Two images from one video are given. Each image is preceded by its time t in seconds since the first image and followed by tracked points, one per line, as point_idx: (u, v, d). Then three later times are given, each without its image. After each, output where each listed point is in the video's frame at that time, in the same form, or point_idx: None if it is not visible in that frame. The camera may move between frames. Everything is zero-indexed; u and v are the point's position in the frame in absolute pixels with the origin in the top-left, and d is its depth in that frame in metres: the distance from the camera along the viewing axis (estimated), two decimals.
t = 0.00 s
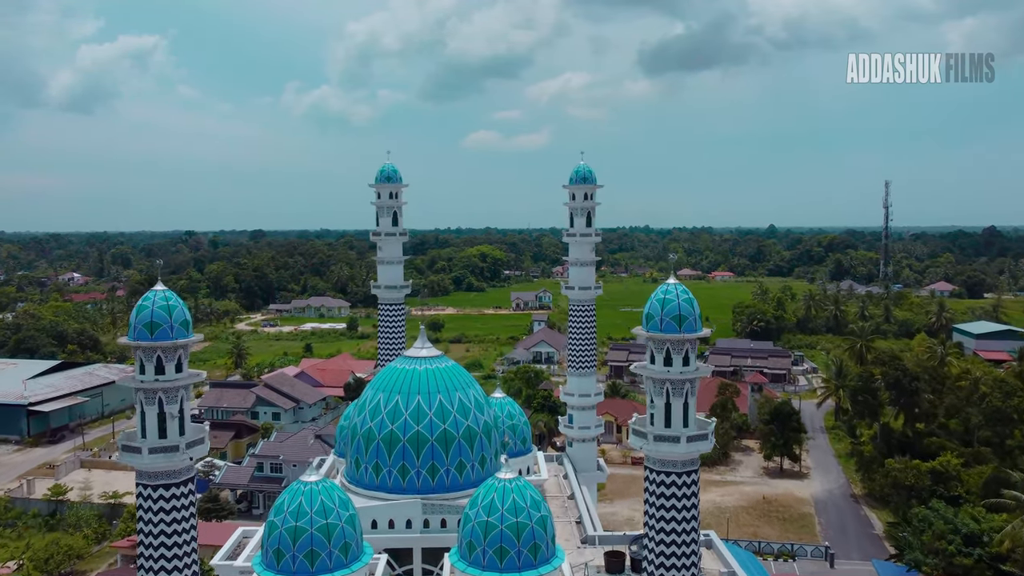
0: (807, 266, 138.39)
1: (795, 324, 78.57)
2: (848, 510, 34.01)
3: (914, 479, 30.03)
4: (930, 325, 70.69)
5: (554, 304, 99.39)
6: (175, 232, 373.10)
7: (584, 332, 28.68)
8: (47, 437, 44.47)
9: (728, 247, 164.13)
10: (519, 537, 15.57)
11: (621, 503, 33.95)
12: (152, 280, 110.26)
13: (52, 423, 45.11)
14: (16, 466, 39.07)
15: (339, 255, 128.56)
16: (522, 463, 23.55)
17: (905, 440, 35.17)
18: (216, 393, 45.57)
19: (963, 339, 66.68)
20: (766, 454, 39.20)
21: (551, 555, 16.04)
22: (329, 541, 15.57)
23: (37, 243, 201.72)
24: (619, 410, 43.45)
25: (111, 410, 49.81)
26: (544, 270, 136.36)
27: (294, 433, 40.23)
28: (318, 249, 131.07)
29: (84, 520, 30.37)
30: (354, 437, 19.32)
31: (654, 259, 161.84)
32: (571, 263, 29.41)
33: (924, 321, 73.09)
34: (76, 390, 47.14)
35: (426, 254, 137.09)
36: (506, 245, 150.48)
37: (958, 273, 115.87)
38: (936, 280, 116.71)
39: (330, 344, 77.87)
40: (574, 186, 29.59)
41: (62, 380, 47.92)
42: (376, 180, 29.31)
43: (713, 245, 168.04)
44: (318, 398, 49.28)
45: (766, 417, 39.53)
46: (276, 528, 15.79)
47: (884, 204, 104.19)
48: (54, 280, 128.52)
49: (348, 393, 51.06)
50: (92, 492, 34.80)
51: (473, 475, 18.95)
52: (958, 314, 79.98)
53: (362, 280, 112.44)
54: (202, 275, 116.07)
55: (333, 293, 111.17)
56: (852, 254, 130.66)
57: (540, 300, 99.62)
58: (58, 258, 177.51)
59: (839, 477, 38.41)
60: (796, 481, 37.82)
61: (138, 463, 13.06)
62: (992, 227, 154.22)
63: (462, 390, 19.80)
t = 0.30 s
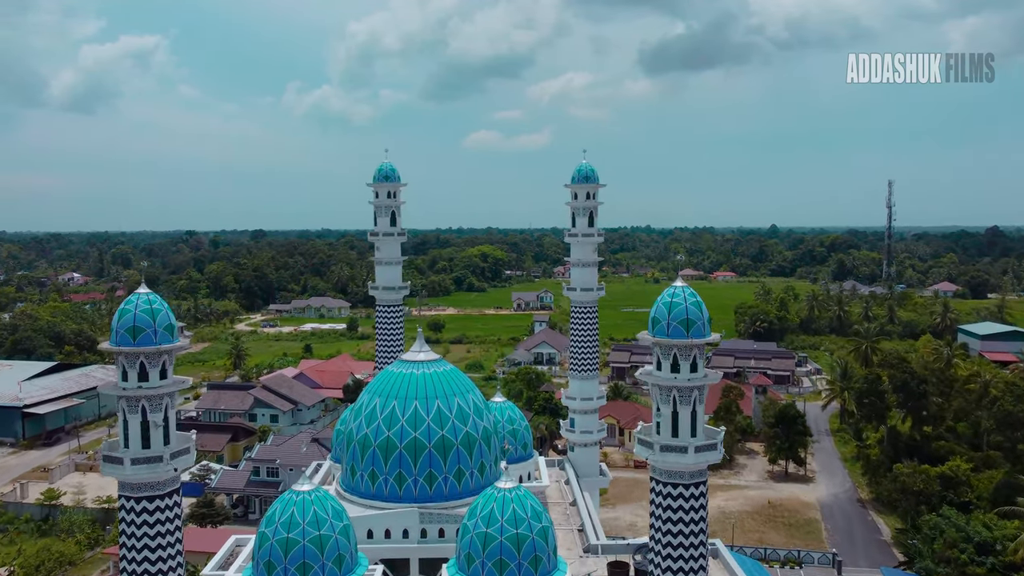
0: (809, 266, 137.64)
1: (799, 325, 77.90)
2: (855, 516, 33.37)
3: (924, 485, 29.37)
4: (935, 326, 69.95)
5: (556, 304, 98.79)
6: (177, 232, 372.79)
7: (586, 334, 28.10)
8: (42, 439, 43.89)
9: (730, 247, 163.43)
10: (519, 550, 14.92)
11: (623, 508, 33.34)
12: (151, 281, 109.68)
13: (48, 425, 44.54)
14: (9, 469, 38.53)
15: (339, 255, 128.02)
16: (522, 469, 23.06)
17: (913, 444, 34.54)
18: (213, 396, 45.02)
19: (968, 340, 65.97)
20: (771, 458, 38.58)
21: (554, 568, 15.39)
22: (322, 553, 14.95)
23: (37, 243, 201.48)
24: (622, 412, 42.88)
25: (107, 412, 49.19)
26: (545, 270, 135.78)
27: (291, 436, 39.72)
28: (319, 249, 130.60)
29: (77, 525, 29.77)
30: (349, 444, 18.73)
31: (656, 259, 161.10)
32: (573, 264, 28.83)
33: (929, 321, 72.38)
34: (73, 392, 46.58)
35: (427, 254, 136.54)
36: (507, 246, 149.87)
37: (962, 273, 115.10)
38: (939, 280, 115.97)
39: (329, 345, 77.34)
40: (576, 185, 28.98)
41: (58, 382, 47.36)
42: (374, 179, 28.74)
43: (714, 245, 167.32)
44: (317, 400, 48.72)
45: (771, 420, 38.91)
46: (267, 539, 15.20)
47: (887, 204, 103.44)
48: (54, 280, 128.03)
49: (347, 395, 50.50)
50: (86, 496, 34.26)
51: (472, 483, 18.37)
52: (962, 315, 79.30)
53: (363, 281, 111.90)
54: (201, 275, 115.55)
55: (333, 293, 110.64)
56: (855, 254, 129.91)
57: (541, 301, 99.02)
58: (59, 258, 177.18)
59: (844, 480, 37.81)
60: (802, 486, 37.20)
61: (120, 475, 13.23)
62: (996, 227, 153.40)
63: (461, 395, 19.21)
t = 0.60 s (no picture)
0: (814, 266, 136.84)
1: (803, 326, 77.21)
2: (864, 521, 32.74)
3: (935, 491, 28.78)
4: (942, 327, 69.11)
5: (559, 304, 98.21)
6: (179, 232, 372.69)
7: (591, 336, 27.55)
8: (39, 442, 43.37)
9: (734, 247, 162.64)
10: (520, 562, 14.35)
11: (627, 513, 32.76)
12: (152, 281, 109.18)
13: (45, 427, 44.01)
14: (5, 472, 38.03)
15: (341, 255, 127.48)
16: (524, 475, 22.51)
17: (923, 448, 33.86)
18: (212, 398, 44.60)
19: (976, 341, 65.22)
20: (778, 461, 37.95)
21: None
22: (315, 566, 14.37)
23: (40, 243, 201.30)
24: (626, 415, 42.33)
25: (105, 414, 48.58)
26: (548, 270, 135.16)
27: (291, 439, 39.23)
28: (321, 249, 130.14)
29: (72, 530, 29.21)
30: (346, 451, 18.16)
31: (659, 259, 160.40)
32: (577, 265, 28.27)
33: (935, 322, 71.68)
34: (71, 393, 46.08)
35: (429, 254, 135.95)
36: (510, 246, 149.27)
37: (967, 274, 114.26)
38: (944, 280, 115.15)
39: (331, 346, 76.89)
40: (580, 183, 28.34)
41: (56, 384, 46.85)
42: (373, 177, 28.16)
43: (718, 245, 166.48)
44: (317, 402, 48.17)
45: (778, 423, 38.28)
46: (258, 551, 14.64)
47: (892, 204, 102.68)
48: (56, 280, 127.64)
49: (348, 397, 50.01)
50: (81, 500, 33.81)
51: (472, 492, 17.79)
52: (969, 316, 78.56)
53: (364, 281, 111.39)
54: (203, 275, 115.10)
55: (335, 293, 110.17)
56: (860, 254, 129.08)
57: (544, 301, 98.38)
58: (61, 258, 176.92)
59: (852, 485, 37.18)
60: (809, 490, 36.57)
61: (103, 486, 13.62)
62: (1001, 227, 152.46)
63: (462, 401, 18.62)
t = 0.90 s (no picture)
0: (819, 266, 135.95)
1: (810, 326, 76.53)
2: (874, 527, 32.10)
3: (948, 496, 28.15)
4: (949, 328, 68.33)
5: (562, 304, 97.62)
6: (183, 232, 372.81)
7: (595, 338, 26.96)
8: (37, 444, 42.96)
9: (738, 247, 161.78)
10: None
11: (633, 518, 32.17)
12: (154, 280, 108.77)
13: (44, 429, 43.64)
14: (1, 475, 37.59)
15: (344, 255, 127.04)
16: (527, 482, 22.00)
17: (934, 452, 32.97)
18: (212, 400, 44.16)
19: (985, 342, 64.46)
20: (786, 465, 37.28)
21: None
22: None
23: (43, 243, 201.09)
24: (631, 417, 41.77)
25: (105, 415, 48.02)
26: (552, 270, 134.52)
27: (291, 441, 38.74)
28: (324, 249, 129.68)
29: (67, 535, 28.71)
30: (343, 458, 17.58)
31: (664, 259, 159.54)
32: (582, 265, 27.68)
33: (942, 323, 70.96)
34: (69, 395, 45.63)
35: (433, 254, 135.47)
36: (514, 246, 148.66)
37: (974, 274, 113.34)
38: (951, 281, 114.24)
39: (333, 346, 76.44)
40: (584, 182, 27.77)
41: (55, 385, 46.44)
42: (373, 176, 27.62)
43: (722, 245, 165.66)
44: (319, 404, 47.62)
45: (786, 426, 37.61)
46: (250, 564, 14.08)
47: (898, 203, 101.95)
48: (58, 280, 127.32)
49: (349, 399, 49.52)
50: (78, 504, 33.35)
51: (473, 500, 17.21)
52: (977, 317, 77.75)
53: (367, 281, 110.93)
54: (205, 275, 114.70)
55: (338, 293, 109.67)
56: (865, 254, 128.14)
57: (548, 301, 97.75)
58: (64, 258, 176.70)
59: (861, 489, 36.52)
60: (818, 494, 35.91)
61: (84, 498, 13.83)
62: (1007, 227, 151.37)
63: (462, 406, 18.04)
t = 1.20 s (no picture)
0: (825, 266, 134.97)
1: (817, 327, 75.68)
2: (886, 534, 31.39)
3: (963, 503, 27.36)
4: (958, 329, 67.45)
5: (567, 305, 96.97)
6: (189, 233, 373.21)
7: (601, 341, 26.37)
8: (36, 446, 42.59)
9: (744, 247, 160.82)
10: None
11: (639, 523, 31.55)
12: (158, 281, 108.47)
13: (43, 431, 43.30)
14: None
15: (348, 255, 126.64)
16: (531, 489, 21.48)
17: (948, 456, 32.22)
18: (213, 402, 43.70)
19: (995, 343, 63.61)
20: (795, 469, 36.59)
21: None
22: None
23: (49, 243, 201.22)
24: (636, 419, 41.19)
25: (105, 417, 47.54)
26: (557, 270, 133.86)
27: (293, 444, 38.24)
28: (328, 249, 129.30)
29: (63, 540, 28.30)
30: (341, 465, 17.02)
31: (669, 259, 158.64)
32: (587, 266, 27.08)
33: (951, 324, 70.06)
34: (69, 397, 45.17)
35: (437, 254, 135.00)
36: (518, 246, 148.06)
37: (983, 274, 112.28)
38: (960, 281, 113.22)
39: (336, 347, 76.00)
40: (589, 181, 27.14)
41: (55, 387, 46.06)
42: (374, 175, 27.06)
43: (727, 245, 164.76)
44: (320, 405, 47.06)
45: (794, 430, 36.91)
46: None
47: (906, 203, 100.99)
48: (63, 280, 127.09)
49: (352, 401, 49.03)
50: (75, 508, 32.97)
51: (475, 509, 16.62)
52: (987, 317, 76.81)
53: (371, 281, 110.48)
54: (209, 275, 114.37)
55: (342, 293, 109.26)
56: (872, 254, 127.08)
57: (553, 302, 97.10)
58: (69, 258, 176.72)
59: (871, 494, 35.84)
60: (827, 499, 35.23)
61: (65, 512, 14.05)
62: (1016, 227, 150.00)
63: (464, 412, 17.46)
